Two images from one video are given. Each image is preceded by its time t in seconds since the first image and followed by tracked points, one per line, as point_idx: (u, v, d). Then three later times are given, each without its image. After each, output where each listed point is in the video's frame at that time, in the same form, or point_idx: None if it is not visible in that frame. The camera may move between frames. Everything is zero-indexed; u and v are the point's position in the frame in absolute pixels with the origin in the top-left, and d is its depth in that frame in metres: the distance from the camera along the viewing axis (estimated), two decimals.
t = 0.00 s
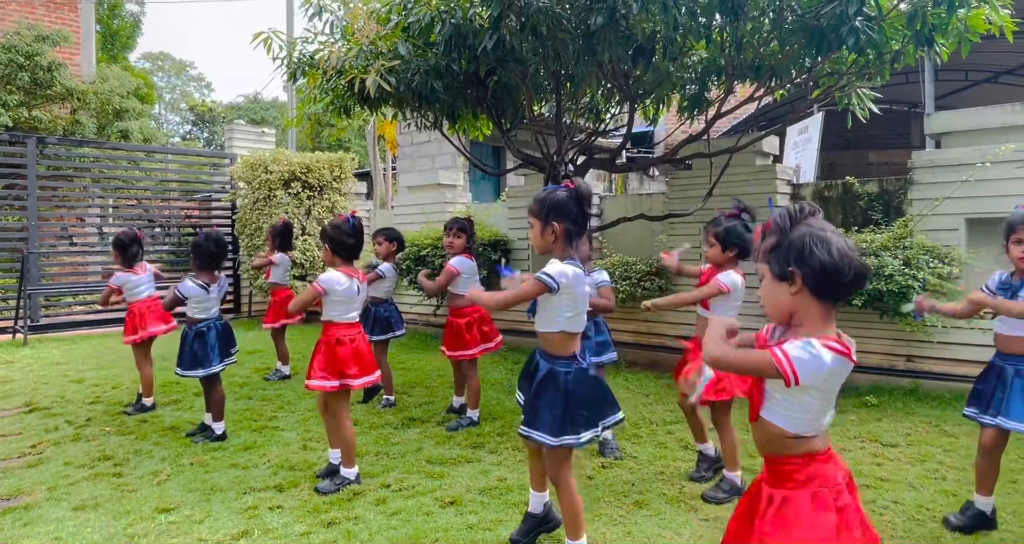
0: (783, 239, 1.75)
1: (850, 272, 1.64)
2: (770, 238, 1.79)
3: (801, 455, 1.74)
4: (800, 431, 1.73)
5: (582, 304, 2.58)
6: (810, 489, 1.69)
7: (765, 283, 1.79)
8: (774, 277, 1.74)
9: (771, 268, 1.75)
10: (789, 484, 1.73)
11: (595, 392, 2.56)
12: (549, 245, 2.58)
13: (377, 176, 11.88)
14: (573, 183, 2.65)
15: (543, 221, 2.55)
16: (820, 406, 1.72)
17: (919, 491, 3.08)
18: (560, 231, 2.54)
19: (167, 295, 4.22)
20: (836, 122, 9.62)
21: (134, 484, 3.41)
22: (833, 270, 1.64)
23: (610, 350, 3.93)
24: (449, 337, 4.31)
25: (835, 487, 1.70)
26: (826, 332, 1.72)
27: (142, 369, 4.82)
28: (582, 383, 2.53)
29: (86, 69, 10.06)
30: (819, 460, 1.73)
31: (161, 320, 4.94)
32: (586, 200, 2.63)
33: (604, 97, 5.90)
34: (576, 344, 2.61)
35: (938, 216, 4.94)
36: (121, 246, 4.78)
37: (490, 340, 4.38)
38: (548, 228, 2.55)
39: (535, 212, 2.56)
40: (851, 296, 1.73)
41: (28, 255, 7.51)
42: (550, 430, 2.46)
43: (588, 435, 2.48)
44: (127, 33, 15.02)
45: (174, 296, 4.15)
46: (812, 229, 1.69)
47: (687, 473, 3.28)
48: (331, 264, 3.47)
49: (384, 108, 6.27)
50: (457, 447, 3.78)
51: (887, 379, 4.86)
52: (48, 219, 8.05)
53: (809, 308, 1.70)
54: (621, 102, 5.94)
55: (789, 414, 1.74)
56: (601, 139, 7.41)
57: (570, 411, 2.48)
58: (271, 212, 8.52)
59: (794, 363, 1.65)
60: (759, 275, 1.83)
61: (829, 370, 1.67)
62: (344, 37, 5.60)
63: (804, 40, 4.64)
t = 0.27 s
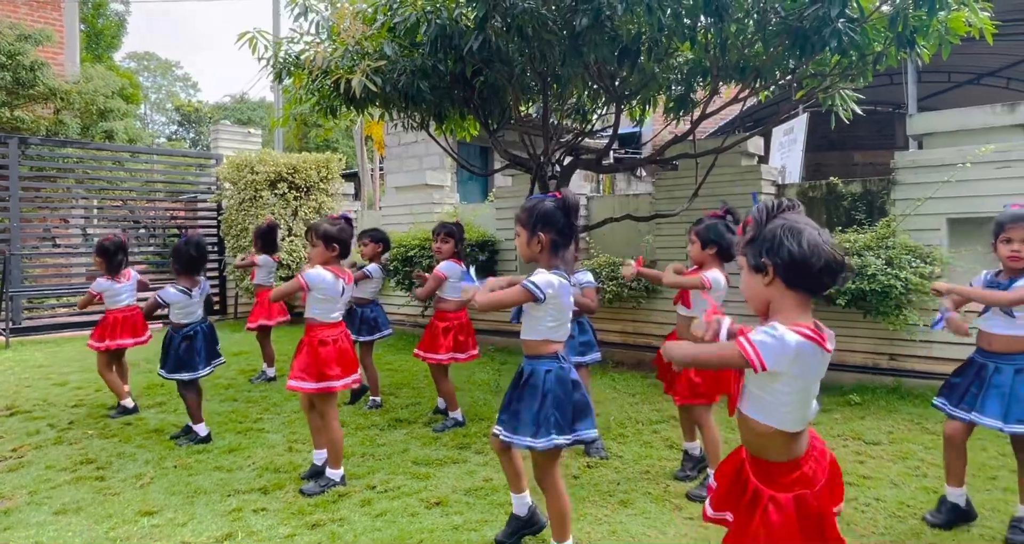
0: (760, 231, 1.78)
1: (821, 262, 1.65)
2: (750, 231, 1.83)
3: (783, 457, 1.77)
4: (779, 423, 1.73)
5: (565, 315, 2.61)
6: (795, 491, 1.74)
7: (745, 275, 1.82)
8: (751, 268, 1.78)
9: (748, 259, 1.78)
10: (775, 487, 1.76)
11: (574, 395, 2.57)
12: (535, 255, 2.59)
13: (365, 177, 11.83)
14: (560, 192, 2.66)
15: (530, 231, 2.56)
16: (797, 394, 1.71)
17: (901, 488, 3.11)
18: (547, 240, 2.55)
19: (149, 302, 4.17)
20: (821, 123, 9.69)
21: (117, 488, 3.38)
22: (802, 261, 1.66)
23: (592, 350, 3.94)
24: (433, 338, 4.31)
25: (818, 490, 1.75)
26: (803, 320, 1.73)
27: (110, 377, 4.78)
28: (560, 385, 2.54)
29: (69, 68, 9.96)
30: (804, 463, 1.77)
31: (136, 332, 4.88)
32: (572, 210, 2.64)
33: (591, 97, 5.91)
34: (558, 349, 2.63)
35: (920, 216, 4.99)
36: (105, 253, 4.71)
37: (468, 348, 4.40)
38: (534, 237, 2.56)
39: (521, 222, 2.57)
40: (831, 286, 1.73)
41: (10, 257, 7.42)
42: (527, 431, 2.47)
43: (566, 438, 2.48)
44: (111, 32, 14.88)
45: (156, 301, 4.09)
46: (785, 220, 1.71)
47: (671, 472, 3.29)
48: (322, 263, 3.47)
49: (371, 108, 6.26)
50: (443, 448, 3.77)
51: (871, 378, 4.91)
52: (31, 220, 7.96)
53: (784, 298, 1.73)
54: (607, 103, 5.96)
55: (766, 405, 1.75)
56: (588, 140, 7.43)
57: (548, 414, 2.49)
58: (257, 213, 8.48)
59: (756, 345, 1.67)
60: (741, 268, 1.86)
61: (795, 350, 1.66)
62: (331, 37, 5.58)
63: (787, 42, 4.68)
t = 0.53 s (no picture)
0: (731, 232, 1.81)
1: (788, 262, 1.67)
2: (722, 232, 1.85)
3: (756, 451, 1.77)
4: (756, 421, 1.75)
5: (545, 306, 2.62)
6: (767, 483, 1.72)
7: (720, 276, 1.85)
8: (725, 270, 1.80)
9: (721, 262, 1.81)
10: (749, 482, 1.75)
11: (558, 394, 2.57)
12: (516, 247, 2.58)
13: (347, 177, 11.76)
14: (540, 187, 2.67)
15: (513, 223, 2.55)
16: (774, 393, 1.74)
17: (876, 485, 3.15)
18: (530, 232, 2.55)
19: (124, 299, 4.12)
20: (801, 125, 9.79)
21: (92, 493, 3.34)
22: (768, 261, 1.67)
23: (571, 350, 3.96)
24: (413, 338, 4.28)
25: (791, 484, 1.71)
26: (777, 318, 1.75)
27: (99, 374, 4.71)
28: (545, 385, 2.54)
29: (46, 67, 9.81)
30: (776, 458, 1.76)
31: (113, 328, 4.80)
32: (552, 203, 2.65)
33: (573, 98, 5.92)
34: (539, 344, 2.63)
35: (896, 217, 5.06)
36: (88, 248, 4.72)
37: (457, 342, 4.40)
38: (517, 229, 2.55)
39: (502, 214, 2.56)
40: (803, 283, 1.74)
41: None
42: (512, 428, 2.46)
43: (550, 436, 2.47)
44: (90, 31, 14.67)
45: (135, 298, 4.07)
46: (753, 220, 1.73)
47: (645, 473, 3.30)
48: (304, 267, 3.45)
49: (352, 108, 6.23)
50: (423, 450, 3.76)
51: (849, 376, 4.96)
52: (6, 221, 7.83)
53: (756, 297, 1.75)
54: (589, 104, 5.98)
55: (744, 403, 1.77)
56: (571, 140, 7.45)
57: (532, 413, 2.48)
58: (237, 214, 8.40)
59: (734, 351, 1.70)
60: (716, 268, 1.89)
61: (771, 351, 1.69)
62: (311, 37, 5.54)
63: (766, 44, 4.73)
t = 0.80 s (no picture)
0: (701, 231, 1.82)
1: (761, 262, 1.69)
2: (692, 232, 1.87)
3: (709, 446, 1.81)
4: (710, 407, 1.78)
5: (520, 306, 2.63)
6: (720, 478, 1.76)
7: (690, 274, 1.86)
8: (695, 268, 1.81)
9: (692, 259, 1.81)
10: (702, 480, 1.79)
11: (528, 393, 2.61)
12: (492, 246, 2.57)
13: (325, 177, 11.66)
14: (514, 187, 2.67)
15: (489, 222, 2.54)
16: (730, 380, 1.76)
17: (847, 481, 3.20)
18: (506, 231, 2.55)
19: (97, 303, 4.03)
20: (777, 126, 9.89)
21: (59, 498, 3.27)
22: (743, 261, 1.69)
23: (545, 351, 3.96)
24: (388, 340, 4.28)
25: (742, 475, 1.77)
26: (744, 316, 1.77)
27: (68, 377, 4.61)
28: (515, 384, 2.57)
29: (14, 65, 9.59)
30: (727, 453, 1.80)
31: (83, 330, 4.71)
32: (527, 203, 2.66)
33: (550, 99, 5.93)
34: (512, 344, 2.63)
35: (867, 217, 5.14)
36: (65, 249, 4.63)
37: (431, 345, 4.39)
38: (493, 228, 2.54)
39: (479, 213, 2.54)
40: (770, 283, 1.78)
41: None
42: (486, 431, 2.47)
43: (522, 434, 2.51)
44: (61, 27, 14.37)
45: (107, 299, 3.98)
46: (727, 220, 1.74)
47: (619, 472, 3.31)
48: (279, 269, 3.40)
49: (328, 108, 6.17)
50: (400, 451, 3.74)
51: (822, 374, 5.03)
52: None
53: (727, 295, 1.76)
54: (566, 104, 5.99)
55: (700, 388, 1.79)
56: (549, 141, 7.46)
57: (506, 412, 2.51)
58: (212, 214, 8.29)
59: (702, 323, 1.70)
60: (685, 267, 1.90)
61: (738, 336, 1.71)
62: (286, 35, 5.48)
63: (740, 46, 4.77)
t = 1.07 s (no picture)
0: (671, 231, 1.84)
1: (726, 262, 1.70)
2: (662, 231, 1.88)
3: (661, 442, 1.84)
4: (668, 411, 1.81)
5: (488, 309, 2.63)
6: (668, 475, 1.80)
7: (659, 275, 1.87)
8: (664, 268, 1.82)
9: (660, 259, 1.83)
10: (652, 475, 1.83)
11: (496, 394, 2.56)
12: (461, 250, 2.57)
13: (298, 176, 11.53)
14: (481, 191, 2.66)
15: (457, 228, 2.53)
16: (688, 384, 1.78)
17: (813, 476, 3.25)
18: (474, 236, 2.55)
19: (58, 301, 3.96)
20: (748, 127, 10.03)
21: (18, 505, 3.19)
22: (708, 261, 1.71)
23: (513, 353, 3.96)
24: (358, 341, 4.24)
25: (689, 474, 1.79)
26: (711, 317, 1.78)
27: (32, 381, 4.51)
28: (482, 384, 2.54)
29: None
30: (677, 451, 1.82)
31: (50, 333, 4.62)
32: (496, 208, 2.66)
33: (523, 98, 5.92)
34: (482, 343, 2.63)
35: (834, 216, 5.24)
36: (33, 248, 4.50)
37: (396, 347, 4.33)
38: (461, 234, 2.53)
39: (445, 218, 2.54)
40: (738, 283, 1.78)
41: None
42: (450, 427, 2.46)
43: (487, 433, 2.46)
44: (24, 22, 14.00)
45: (68, 303, 3.88)
46: (692, 222, 1.76)
47: (591, 471, 3.33)
48: (247, 267, 3.36)
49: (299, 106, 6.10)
50: (371, 452, 3.71)
51: (790, 371, 5.11)
52: None
53: (694, 296, 1.77)
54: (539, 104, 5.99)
55: (658, 392, 1.82)
56: (523, 141, 7.47)
57: (468, 409, 2.48)
58: (180, 214, 8.15)
59: (657, 331, 1.72)
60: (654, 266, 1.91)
61: (694, 344, 1.73)
62: (256, 33, 5.40)
63: (710, 48, 4.83)
